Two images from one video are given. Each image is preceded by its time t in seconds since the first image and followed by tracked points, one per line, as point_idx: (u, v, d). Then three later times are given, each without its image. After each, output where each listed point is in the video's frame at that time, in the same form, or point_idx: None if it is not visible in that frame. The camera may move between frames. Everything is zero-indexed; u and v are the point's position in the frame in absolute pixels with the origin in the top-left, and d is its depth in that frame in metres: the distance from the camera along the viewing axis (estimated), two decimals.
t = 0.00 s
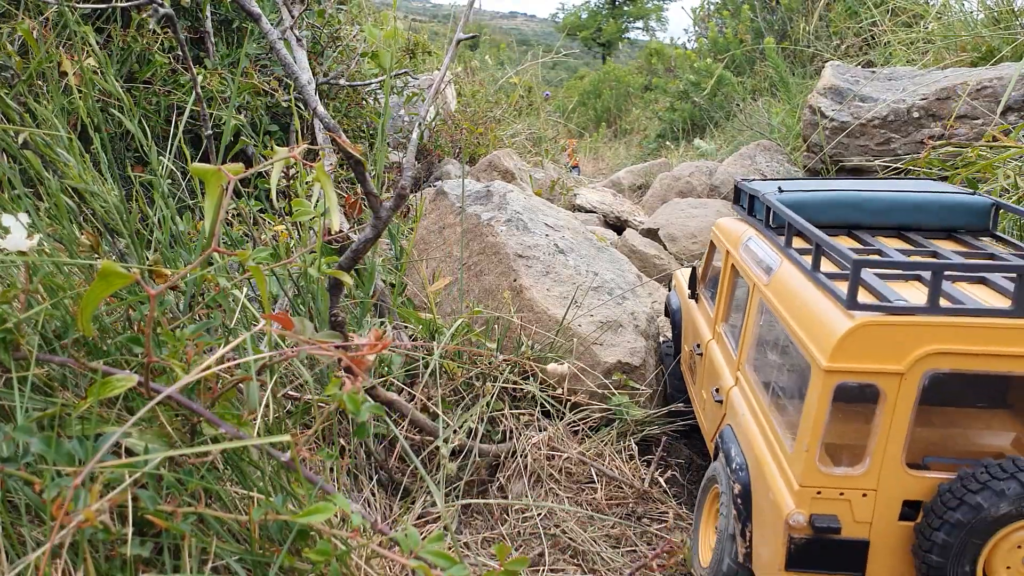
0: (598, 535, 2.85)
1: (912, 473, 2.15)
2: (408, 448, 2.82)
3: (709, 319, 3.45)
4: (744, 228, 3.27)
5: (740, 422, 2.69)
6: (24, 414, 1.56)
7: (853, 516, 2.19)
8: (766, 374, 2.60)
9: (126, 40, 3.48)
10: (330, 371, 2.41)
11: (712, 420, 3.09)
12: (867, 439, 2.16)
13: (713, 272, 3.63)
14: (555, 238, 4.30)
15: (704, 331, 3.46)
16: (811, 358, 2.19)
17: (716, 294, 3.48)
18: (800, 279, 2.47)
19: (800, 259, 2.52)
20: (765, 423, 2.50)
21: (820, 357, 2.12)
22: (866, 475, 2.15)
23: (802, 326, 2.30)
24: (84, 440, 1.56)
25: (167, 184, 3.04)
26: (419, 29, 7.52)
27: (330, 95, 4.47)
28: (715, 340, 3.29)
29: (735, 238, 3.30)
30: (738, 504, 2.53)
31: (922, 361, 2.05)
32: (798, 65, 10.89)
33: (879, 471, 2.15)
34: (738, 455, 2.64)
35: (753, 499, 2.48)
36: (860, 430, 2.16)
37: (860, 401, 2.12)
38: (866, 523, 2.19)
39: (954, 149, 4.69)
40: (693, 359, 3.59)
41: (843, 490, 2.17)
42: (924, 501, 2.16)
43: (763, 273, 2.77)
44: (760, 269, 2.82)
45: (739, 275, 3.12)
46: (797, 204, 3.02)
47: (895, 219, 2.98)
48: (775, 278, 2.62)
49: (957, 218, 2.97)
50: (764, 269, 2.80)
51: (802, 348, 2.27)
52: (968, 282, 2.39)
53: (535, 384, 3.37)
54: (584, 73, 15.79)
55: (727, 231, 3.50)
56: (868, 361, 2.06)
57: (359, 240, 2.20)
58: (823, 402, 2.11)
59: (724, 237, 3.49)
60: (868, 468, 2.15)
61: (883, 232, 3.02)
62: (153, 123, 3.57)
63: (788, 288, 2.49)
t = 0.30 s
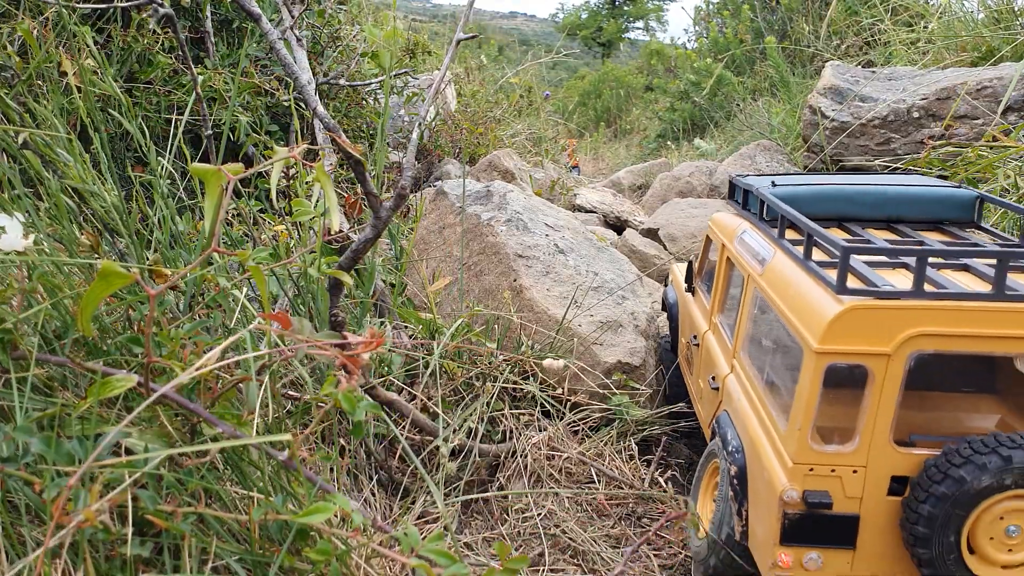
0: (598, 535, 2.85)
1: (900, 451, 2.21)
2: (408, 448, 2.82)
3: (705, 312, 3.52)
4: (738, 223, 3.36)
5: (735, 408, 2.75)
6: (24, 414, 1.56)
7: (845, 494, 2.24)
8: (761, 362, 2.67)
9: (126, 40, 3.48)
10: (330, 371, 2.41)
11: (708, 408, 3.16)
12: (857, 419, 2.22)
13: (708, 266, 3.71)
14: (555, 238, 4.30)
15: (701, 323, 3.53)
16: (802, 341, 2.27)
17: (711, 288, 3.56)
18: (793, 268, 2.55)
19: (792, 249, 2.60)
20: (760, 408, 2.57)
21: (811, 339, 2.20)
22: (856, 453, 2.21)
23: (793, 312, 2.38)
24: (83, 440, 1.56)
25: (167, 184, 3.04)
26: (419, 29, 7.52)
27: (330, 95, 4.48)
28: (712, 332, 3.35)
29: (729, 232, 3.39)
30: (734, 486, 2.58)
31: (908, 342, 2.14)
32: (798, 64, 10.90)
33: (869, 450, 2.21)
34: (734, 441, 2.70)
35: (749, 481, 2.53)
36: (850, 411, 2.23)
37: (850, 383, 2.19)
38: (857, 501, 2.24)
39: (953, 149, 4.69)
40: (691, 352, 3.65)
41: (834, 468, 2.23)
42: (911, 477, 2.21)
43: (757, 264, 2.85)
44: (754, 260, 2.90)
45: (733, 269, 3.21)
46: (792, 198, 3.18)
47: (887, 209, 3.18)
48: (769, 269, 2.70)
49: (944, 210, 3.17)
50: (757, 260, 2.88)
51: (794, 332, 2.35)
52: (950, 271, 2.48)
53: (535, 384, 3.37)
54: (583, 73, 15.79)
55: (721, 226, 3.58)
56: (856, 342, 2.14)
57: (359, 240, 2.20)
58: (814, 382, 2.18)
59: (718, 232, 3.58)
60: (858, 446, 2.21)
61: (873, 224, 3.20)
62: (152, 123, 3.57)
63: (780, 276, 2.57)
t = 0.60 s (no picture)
0: (598, 535, 2.85)
1: (839, 408, 2.38)
2: (408, 448, 2.82)
3: (689, 301, 3.71)
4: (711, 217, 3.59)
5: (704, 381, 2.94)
6: (24, 414, 1.56)
7: (791, 447, 2.41)
8: (724, 336, 2.87)
9: (126, 40, 3.48)
10: (330, 371, 2.42)
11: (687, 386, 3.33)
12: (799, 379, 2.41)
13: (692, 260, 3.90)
14: (555, 238, 4.30)
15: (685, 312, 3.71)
16: (749, 308, 2.48)
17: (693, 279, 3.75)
18: (749, 251, 2.76)
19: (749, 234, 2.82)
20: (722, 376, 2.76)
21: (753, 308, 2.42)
22: (800, 409, 2.39)
23: (745, 286, 2.59)
24: (84, 439, 1.56)
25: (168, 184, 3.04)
26: (419, 29, 7.52)
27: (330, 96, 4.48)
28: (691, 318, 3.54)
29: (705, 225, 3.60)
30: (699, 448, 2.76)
31: (841, 307, 2.33)
32: (798, 64, 10.90)
33: (810, 405, 2.38)
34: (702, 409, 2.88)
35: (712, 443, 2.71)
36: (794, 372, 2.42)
37: (791, 346, 2.39)
38: (803, 454, 2.41)
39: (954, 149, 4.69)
40: (678, 341, 3.82)
41: (780, 422, 2.41)
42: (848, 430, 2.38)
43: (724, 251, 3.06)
44: (722, 247, 3.11)
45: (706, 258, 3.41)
46: (754, 193, 3.53)
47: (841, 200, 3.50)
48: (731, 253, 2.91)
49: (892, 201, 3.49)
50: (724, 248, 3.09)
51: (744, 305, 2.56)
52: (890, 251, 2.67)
53: (535, 384, 3.37)
54: (583, 73, 15.79)
55: (701, 221, 3.79)
56: (792, 307, 2.35)
57: (359, 239, 2.20)
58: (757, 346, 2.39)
59: (698, 226, 3.78)
60: (801, 404, 2.39)
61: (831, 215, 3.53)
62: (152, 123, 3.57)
63: (739, 259, 2.79)
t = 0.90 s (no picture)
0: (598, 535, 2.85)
1: (788, 381, 2.71)
2: (408, 448, 2.83)
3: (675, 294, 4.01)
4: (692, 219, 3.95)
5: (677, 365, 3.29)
6: (24, 414, 1.56)
7: (745, 418, 2.74)
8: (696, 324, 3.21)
9: (126, 40, 3.48)
10: (331, 372, 2.42)
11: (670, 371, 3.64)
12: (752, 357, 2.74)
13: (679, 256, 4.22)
14: (555, 238, 4.30)
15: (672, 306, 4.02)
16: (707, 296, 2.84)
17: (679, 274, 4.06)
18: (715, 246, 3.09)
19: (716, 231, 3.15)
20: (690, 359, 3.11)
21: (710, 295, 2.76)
22: (752, 383, 2.72)
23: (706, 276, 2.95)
24: (84, 439, 1.56)
25: (168, 184, 3.04)
26: (419, 29, 7.51)
27: (330, 96, 4.48)
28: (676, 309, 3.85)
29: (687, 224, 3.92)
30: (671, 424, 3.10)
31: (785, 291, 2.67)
32: (798, 64, 10.91)
33: (762, 379, 2.71)
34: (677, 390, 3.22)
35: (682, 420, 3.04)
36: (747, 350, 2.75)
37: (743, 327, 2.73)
38: (757, 423, 2.74)
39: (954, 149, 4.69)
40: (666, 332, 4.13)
41: (736, 395, 2.73)
42: (796, 401, 2.71)
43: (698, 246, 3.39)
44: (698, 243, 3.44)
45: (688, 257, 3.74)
46: (728, 192, 3.87)
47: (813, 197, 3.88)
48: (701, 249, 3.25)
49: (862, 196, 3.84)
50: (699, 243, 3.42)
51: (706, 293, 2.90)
52: (836, 240, 3.02)
53: (535, 384, 3.37)
54: (583, 73, 15.78)
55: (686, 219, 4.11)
56: (744, 293, 2.69)
57: (359, 239, 2.20)
58: (713, 328, 2.73)
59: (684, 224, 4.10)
60: (754, 379, 2.72)
61: (799, 211, 3.87)
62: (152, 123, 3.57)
63: (707, 253, 3.12)
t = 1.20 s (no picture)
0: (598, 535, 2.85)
1: (776, 380, 2.81)
2: (408, 448, 2.83)
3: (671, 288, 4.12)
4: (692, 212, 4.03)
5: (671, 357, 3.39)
6: (24, 414, 1.56)
7: (734, 413, 2.85)
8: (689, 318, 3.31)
9: (126, 40, 3.48)
10: (331, 372, 2.42)
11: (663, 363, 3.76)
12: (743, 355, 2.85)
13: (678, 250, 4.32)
14: (555, 238, 4.30)
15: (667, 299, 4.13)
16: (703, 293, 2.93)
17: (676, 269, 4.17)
18: (715, 243, 3.18)
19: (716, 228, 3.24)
20: (684, 352, 3.22)
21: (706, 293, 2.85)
22: (742, 380, 2.83)
23: (703, 273, 3.04)
24: (84, 439, 1.56)
25: (168, 184, 3.04)
26: (419, 29, 7.51)
27: (330, 96, 4.48)
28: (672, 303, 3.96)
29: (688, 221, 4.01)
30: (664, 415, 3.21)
31: (779, 293, 2.77)
32: (799, 64, 10.92)
33: (751, 376, 2.82)
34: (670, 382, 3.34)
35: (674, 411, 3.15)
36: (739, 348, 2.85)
37: (737, 325, 2.83)
38: (745, 418, 2.85)
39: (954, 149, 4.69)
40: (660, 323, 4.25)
41: (726, 390, 2.84)
42: (783, 398, 2.82)
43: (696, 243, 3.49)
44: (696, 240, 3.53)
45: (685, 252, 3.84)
46: (728, 188, 3.92)
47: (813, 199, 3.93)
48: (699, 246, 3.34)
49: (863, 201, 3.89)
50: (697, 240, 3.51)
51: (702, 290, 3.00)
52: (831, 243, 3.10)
53: (536, 383, 3.37)
54: (583, 73, 15.79)
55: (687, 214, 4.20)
56: (739, 293, 2.78)
57: (359, 240, 2.20)
58: (708, 324, 2.83)
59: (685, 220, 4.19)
60: (744, 375, 2.83)
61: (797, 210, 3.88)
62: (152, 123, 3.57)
63: (705, 250, 3.21)
